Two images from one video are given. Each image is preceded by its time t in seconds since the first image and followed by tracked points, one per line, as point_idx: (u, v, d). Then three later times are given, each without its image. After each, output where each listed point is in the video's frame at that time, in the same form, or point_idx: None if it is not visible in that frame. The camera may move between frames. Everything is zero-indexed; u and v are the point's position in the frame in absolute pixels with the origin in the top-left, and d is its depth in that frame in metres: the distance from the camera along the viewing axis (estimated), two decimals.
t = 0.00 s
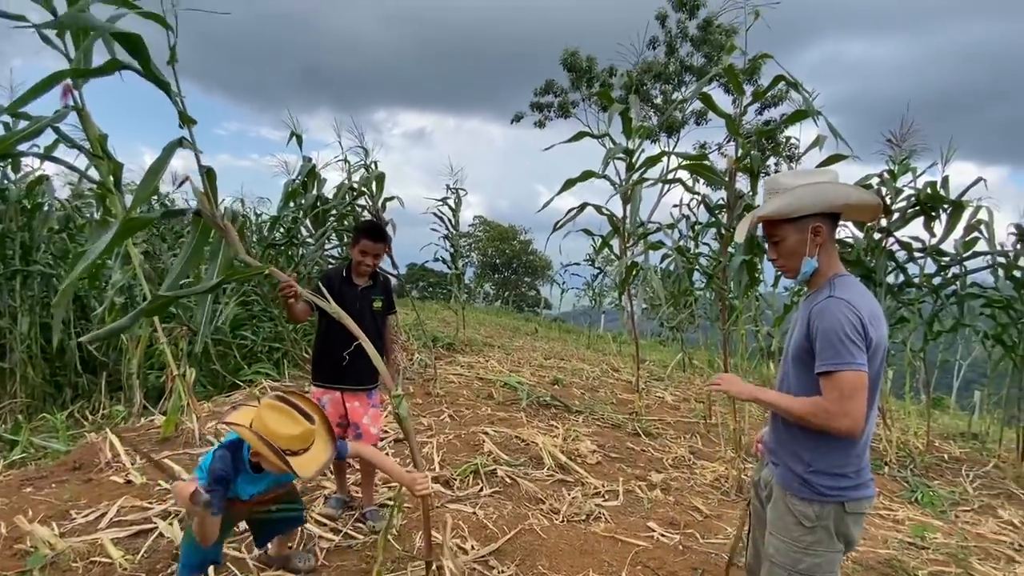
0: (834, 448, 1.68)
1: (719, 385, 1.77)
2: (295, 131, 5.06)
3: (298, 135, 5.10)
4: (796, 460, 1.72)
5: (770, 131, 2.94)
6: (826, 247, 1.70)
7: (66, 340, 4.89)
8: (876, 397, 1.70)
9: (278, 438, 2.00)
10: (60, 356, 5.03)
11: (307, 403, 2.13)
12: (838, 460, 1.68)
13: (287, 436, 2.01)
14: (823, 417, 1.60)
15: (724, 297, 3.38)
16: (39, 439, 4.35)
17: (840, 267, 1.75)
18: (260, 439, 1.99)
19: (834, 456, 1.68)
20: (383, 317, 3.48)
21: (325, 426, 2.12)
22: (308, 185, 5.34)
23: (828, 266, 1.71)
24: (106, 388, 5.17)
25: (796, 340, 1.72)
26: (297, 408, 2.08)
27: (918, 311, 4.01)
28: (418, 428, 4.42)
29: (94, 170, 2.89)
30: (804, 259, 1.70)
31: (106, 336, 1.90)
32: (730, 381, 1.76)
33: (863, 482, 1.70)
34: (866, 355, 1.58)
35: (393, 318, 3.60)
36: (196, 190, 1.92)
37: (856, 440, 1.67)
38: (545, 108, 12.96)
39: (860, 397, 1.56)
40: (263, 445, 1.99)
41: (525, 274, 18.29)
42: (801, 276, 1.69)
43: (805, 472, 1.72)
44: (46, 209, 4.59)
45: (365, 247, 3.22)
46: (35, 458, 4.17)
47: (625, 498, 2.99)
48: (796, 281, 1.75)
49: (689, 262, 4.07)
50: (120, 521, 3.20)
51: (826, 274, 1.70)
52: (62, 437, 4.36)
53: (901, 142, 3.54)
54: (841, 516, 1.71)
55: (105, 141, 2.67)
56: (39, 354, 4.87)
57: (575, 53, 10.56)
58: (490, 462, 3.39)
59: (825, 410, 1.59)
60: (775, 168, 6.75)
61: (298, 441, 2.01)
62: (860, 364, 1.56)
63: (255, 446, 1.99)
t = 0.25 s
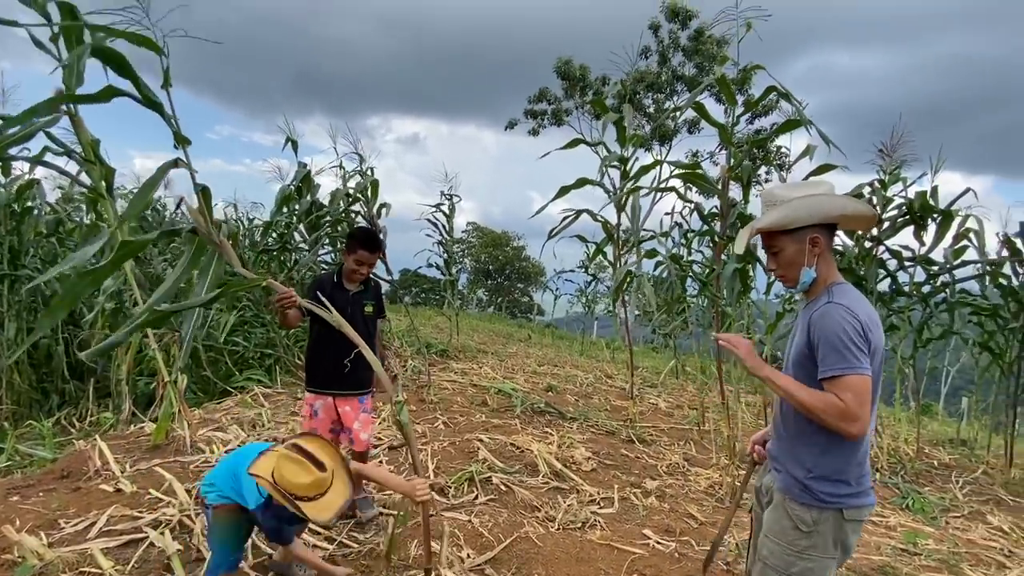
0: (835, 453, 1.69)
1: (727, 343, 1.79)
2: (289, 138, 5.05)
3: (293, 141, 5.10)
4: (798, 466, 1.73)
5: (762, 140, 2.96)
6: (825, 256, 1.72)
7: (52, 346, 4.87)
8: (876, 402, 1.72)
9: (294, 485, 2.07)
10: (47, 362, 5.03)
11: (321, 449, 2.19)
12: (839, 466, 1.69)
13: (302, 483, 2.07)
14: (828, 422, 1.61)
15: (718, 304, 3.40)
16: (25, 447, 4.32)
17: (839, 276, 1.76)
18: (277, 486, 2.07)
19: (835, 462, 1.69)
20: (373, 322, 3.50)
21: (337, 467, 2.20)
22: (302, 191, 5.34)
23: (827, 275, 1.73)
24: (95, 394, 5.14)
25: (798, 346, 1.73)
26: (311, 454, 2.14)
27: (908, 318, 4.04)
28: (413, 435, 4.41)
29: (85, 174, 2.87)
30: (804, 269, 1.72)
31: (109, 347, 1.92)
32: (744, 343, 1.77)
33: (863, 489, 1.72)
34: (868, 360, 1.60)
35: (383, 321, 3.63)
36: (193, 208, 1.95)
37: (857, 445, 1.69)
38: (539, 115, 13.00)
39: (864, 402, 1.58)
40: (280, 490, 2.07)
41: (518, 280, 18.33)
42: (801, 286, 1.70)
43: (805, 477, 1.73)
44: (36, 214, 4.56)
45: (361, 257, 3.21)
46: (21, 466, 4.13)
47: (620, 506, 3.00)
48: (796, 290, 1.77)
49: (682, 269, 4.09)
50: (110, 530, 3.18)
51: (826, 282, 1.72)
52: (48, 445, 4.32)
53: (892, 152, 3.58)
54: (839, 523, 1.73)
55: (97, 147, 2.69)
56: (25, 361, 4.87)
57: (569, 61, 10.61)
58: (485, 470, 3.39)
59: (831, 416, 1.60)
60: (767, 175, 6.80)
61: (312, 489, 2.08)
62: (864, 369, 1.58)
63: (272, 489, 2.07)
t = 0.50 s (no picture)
0: (833, 457, 1.70)
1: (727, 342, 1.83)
2: (287, 142, 5.06)
3: (291, 145, 5.11)
4: (794, 468, 1.74)
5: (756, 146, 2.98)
6: (833, 262, 1.74)
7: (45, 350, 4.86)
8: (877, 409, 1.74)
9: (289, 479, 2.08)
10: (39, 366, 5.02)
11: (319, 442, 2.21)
12: (836, 470, 1.70)
13: (297, 477, 2.08)
14: (830, 426, 1.62)
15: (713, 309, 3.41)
16: (17, 452, 4.31)
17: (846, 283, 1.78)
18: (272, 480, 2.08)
19: (832, 466, 1.70)
20: (370, 324, 3.50)
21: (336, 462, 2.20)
22: (300, 195, 5.34)
23: (834, 281, 1.74)
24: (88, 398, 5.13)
25: (801, 350, 1.75)
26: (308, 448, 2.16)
27: (902, 323, 4.07)
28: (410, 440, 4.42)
29: (82, 178, 2.87)
30: (811, 274, 1.73)
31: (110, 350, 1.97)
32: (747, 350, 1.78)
33: (858, 494, 1.73)
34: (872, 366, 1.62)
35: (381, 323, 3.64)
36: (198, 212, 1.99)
37: (856, 451, 1.71)
38: (535, 120, 13.04)
39: (867, 407, 1.60)
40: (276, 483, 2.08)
41: (514, 284, 18.35)
42: (808, 291, 1.72)
43: (801, 480, 1.74)
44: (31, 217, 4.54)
45: (358, 261, 3.22)
46: (13, 471, 4.11)
47: (618, 510, 3.01)
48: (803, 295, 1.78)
49: (678, 274, 4.11)
50: (104, 536, 3.17)
51: (833, 288, 1.73)
52: (41, 449, 4.31)
53: (887, 158, 3.60)
54: (831, 526, 1.74)
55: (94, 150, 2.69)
56: (17, 364, 4.87)
57: (565, 66, 10.65)
58: (482, 474, 3.40)
59: (833, 420, 1.61)
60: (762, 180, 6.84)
61: (308, 484, 2.09)
62: (867, 375, 1.60)
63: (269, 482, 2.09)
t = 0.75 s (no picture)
0: (836, 460, 1.71)
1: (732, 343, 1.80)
2: (287, 144, 5.07)
3: (291, 147, 5.12)
4: (797, 471, 1.75)
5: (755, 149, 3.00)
6: (838, 266, 1.74)
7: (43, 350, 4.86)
8: (880, 413, 1.75)
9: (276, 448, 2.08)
10: (37, 367, 5.01)
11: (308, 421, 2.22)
12: (838, 473, 1.71)
13: (285, 450, 2.08)
14: (834, 428, 1.63)
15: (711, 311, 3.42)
16: (15, 453, 4.31)
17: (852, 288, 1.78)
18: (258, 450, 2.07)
19: (834, 468, 1.71)
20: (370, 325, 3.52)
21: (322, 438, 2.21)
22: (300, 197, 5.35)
23: (839, 285, 1.75)
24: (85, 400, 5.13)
25: (805, 353, 1.75)
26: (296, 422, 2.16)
27: (900, 326, 4.08)
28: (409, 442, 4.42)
29: (82, 179, 2.86)
30: (817, 278, 1.74)
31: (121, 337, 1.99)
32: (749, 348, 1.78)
33: (859, 497, 1.74)
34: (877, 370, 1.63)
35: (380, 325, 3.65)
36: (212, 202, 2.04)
37: (859, 455, 1.71)
38: (534, 123, 13.05)
39: (871, 411, 1.60)
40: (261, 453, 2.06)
41: (512, 286, 18.37)
42: (813, 294, 1.73)
43: (803, 483, 1.75)
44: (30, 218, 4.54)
45: (359, 264, 3.22)
46: (10, 473, 4.11)
47: (617, 513, 3.01)
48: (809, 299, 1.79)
49: (676, 276, 4.13)
50: (102, 538, 3.17)
51: (838, 292, 1.74)
52: (38, 451, 4.31)
53: (886, 162, 3.62)
54: (832, 528, 1.75)
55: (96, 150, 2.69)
56: (15, 365, 4.86)
57: (564, 70, 10.68)
58: (481, 477, 3.40)
59: (837, 423, 1.62)
60: (761, 183, 6.86)
61: (294, 457, 2.09)
62: (872, 378, 1.61)
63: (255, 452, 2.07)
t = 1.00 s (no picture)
0: (842, 461, 1.71)
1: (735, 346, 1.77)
2: (289, 143, 5.06)
3: (293, 147, 5.12)
4: (803, 473, 1.74)
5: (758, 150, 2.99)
6: (837, 267, 1.75)
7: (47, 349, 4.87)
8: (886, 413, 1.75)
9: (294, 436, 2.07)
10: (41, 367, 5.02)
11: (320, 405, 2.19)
12: (845, 474, 1.71)
13: (301, 439, 2.06)
14: (843, 429, 1.63)
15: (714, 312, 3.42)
16: (18, 452, 4.31)
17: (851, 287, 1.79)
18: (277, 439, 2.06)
19: (842, 469, 1.71)
20: (372, 325, 3.53)
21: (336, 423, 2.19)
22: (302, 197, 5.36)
23: (838, 286, 1.75)
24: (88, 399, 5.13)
25: (811, 354, 1.75)
26: (311, 408, 2.13)
27: (903, 327, 4.08)
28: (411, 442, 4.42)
29: (85, 178, 2.86)
30: (815, 278, 1.74)
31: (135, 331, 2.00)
32: (755, 353, 1.75)
33: (865, 497, 1.74)
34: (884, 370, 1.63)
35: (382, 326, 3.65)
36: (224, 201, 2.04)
37: (865, 455, 1.71)
38: (536, 123, 13.05)
39: (879, 411, 1.60)
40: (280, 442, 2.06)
41: (514, 286, 18.38)
42: (812, 295, 1.73)
43: (810, 484, 1.74)
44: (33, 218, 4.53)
45: (363, 266, 3.23)
46: (15, 472, 4.12)
47: (619, 513, 3.00)
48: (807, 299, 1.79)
49: (678, 276, 4.13)
50: (106, 537, 3.17)
51: (837, 293, 1.74)
52: (42, 450, 4.31)
53: (889, 162, 3.61)
54: (838, 530, 1.75)
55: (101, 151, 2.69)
56: (19, 364, 4.85)
57: (565, 69, 10.68)
58: (483, 477, 3.41)
59: (846, 423, 1.61)
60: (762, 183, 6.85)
61: (310, 445, 2.07)
62: (880, 379, 1.61)
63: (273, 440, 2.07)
